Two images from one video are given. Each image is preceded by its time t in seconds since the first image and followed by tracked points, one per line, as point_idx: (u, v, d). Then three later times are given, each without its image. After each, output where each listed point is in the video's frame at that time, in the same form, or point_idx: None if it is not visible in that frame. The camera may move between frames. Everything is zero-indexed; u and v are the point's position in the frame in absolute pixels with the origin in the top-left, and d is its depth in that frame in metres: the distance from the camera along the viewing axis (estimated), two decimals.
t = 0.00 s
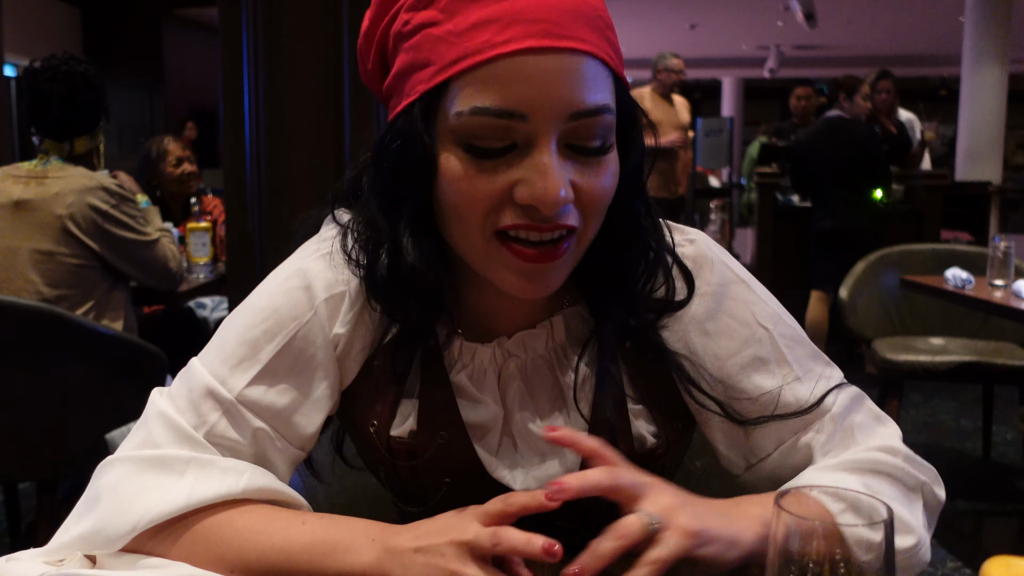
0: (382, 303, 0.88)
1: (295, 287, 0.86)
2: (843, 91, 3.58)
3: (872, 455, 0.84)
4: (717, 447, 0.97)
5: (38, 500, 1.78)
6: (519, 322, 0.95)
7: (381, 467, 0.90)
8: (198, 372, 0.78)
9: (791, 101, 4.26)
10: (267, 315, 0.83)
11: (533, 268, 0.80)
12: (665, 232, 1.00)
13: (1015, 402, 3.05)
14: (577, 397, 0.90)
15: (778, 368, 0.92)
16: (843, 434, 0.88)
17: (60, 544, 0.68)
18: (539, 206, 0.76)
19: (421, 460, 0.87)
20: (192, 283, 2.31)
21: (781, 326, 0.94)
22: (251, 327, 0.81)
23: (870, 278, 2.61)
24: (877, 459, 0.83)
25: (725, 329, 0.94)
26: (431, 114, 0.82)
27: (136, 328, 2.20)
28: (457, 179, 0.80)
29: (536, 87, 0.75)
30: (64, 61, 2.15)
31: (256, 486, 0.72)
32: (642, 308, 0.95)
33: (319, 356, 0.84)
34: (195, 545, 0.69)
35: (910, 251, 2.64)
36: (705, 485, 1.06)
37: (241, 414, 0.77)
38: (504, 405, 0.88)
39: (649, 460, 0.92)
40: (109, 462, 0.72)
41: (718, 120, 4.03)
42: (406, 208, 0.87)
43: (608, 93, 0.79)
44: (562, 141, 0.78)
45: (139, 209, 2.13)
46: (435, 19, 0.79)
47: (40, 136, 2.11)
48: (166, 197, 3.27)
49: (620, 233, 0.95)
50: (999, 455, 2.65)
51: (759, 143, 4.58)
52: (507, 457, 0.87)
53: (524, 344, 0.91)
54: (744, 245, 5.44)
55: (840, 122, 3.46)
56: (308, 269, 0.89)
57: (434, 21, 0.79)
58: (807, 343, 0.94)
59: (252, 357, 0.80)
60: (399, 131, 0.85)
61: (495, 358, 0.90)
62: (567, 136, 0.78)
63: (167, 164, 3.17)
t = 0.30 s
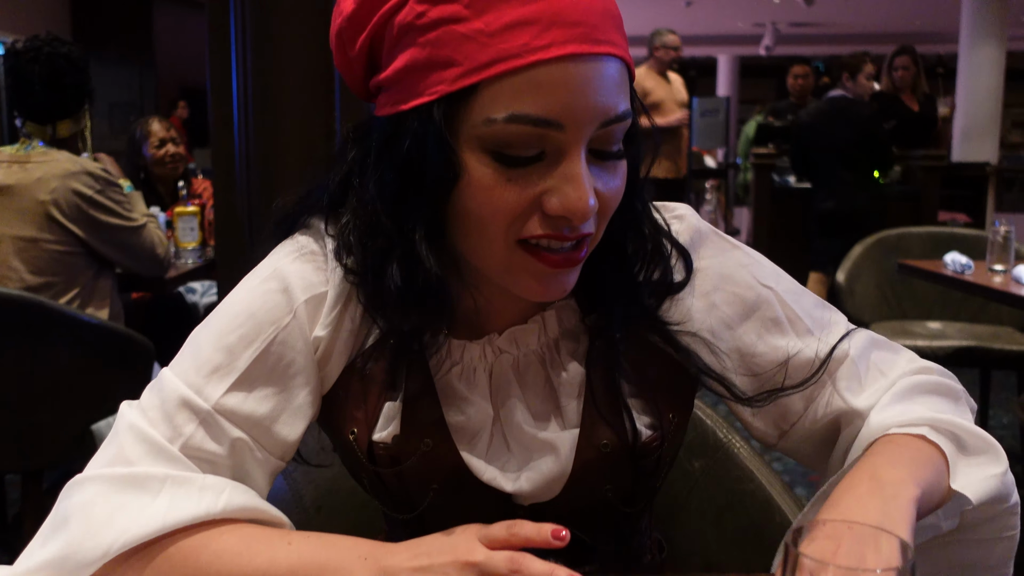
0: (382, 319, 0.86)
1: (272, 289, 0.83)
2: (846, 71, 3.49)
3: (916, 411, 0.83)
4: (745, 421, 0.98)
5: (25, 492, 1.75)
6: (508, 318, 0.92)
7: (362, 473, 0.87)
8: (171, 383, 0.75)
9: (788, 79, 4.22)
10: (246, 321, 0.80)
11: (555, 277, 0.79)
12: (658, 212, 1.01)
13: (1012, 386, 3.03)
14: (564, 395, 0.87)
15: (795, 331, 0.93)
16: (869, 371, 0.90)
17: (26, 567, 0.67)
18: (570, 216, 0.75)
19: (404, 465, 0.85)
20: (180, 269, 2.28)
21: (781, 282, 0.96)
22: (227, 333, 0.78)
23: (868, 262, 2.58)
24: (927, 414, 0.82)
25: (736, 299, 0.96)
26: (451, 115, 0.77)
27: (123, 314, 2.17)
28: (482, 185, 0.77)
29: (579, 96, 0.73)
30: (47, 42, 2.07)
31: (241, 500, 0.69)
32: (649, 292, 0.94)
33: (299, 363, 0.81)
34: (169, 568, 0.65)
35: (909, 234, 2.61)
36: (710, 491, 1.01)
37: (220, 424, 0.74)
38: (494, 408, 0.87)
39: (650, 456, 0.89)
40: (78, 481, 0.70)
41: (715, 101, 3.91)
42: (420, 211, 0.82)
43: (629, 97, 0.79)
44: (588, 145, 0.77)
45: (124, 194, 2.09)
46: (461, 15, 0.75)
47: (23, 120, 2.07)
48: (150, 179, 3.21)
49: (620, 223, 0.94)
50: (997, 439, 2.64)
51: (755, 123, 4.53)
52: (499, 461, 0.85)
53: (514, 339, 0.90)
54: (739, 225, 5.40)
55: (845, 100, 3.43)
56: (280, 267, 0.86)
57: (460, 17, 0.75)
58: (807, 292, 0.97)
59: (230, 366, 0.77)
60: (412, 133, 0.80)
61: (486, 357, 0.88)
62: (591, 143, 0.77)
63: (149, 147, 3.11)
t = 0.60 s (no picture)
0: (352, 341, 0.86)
1: (236, 307, 0.81)
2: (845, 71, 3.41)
3: (960, 435, 0.77)
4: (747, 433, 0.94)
5: (8, 501, 1.71)
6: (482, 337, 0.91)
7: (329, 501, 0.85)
8: (131, 410, 0.72)
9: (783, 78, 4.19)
10: (209, 341, 0.77)
11: (539, 306, 0.77)
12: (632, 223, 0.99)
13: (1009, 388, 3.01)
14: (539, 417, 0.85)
15: (789, 332, 0.90)
16: (874, 362, 0.87)
17: None
18: (559, 244, 0.73)
19: (369, 494, 0.83)
20: (168, 272, 2.24)
21: (767, 280, 0.93)
22: (189, 354, 0.76)
23: (865, 264, 2.54)
24: (964, 437, 0.77)
25: (720, 301, 0.93)
26: (435, 132, 0.75)
27: (110, 318, 2.13)
28: (469, 211, 0.75)
29: (569, 117, 0.72)
30: (33, 40, 2.04)
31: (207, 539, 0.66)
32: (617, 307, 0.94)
33: (264, 384, 0.79)
34: None
35: (907, 237, 2.59)
36: (710, 511, 0.99)
37: (183, 451, 0.71)
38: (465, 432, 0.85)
39: (628, 481, 0.87)
40: (37, 517, 0.67)
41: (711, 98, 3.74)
42: (399, 241, 0.80)
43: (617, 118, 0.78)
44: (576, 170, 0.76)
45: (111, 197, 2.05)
46: (448, 28, 0.72)
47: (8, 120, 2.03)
48: (143, 179, 3.18)
49: (601, 239, 0.94)
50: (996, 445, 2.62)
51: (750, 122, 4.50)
52: (471, 490, 0.84)
53: (486, 359, 0.88)
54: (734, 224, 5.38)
55: (843, 101, 3.39)
56: (242, 284, 0.84)
57: (447, 31, 0.72)
58: (799, 286, 0.93)
59: (192, 390, 0.74)
60: (395, 151, 0.77)
61: (456, 378, 0.87)
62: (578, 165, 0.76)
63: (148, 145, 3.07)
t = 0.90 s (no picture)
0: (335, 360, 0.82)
1: (209, 320, 0.80)
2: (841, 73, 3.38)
3: (963, 424, 0.72)
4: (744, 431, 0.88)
5: None
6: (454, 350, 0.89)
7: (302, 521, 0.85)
8: (102, 423, 0.70)
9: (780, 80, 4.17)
10: (180, 352, 0.76)
11: (510, 331, 0.77)
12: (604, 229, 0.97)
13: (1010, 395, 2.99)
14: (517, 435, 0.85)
15: (774, 325, 0.87)
16: (868, 333, 0.85)
17: None
18: (537, 268, 0.72)
19: (343, 515, 0.82)
20: (159, 272, 2.22)
21: (746, 267, 0.91)
22: (161, 366, 0.74)
23: (862, 269, 2.49)
24: (974, 427, 0.71)
25: (699, 297, 0.90)
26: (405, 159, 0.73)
27: (100, 318, 2.10)
28: (442, 239, 0.73)
29: (545, 137, 0.70)
30: (25, 36, 2.03)
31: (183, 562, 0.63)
32: (592, 320, 0.92)
33: (237, 398, 0.77)
34: None
35: (906, 241, 2.56)
36: (711, 523, 0.98)
37: (155, 466, 0.69)
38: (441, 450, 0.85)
39: (608, 492, 0.87)
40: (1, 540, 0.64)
41: (708, 99, 3.47)
42: (369, 273, 0.78)
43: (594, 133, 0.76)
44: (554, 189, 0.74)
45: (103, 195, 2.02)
46: (416, 50, 0.70)
47: None
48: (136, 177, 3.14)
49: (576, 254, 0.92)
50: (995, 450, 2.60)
51: (747, 123, 4.49)
52: (448, 506, 0.83)
53: (459, 374, 0.87)
54: (731, 226, 5.35)
55: (843, 104, 3.40)
56: (217, 299, 0.83)
57: (414, 52, 0.70)
58: (782, 267, 0.91)
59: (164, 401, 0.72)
60: (362, 175, 0.74)
61: (432, 393, 0.86)
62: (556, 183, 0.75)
63: (135, 140, 3.02)
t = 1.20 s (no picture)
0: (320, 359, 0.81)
1: (204, 314, 0.82)
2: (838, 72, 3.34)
3: (978, 417, 0.72)
4: (732, 426, 0.88)
5: None
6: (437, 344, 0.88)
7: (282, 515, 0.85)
8: (123, 414, 0.72)
9: (779, 80, 4.17)
10: (183, 338, 0.79)
11: (494, 325, 0.77)
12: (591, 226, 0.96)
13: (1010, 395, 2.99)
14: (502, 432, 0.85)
15: (760, 321, 0.86)
16: (849, 326, 0.85)
17: None
18: (527, 261, 0.72)
19: (317, 509, 0.83)
20: (156, 269, 2.21)
21: (731, 265, 0.90)
22: (164, 354, 0.77)
23: (860, 269, 2.49)
24: (987, 422, 0.71)
25: (689, 296, 0.90)
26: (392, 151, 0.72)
27: (97, 315, 2.10)
28: (429, 233, 0.73)
29: (535, 131, 0.70)
30: (20, 32, 2.02)
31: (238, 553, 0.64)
32: (573, 315, 0.92)
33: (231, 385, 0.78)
34: None
35: (905, 242, 2.56)
36: (709, 525, 0.98)
37: (171, 444, 0.71)
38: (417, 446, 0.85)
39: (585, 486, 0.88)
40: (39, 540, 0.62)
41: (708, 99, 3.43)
42: (355, 270, 0.77)
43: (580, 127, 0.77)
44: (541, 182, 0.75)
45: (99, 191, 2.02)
46: (404, 43, 0.69)
47: None
48: (130, 175, 3.15)
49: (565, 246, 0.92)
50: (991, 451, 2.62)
51: (746, 124, 4.48)
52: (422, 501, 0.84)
53: (438, 367, 0.87)
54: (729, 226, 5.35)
55: (848, 103, 3.37)
56: (208, 292, 0.85)
57: (403, 44, 0.69)
58: (766, 266, 0.90)
59: (174, 380, 0.75)
60: (348, 172, 0.74)
61: (413, 389, 0.87)
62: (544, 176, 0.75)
63: (117, 137, 3.03)
